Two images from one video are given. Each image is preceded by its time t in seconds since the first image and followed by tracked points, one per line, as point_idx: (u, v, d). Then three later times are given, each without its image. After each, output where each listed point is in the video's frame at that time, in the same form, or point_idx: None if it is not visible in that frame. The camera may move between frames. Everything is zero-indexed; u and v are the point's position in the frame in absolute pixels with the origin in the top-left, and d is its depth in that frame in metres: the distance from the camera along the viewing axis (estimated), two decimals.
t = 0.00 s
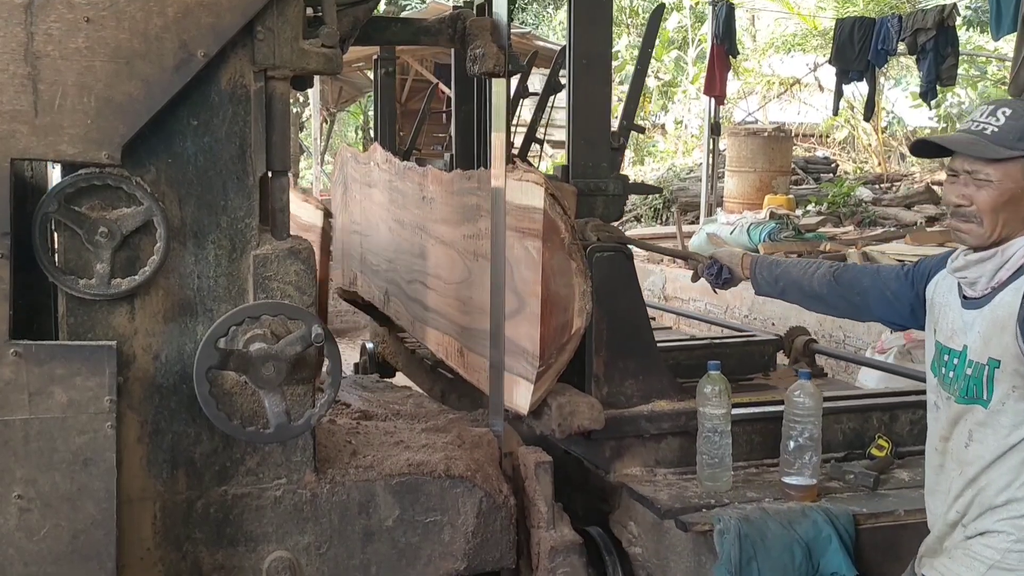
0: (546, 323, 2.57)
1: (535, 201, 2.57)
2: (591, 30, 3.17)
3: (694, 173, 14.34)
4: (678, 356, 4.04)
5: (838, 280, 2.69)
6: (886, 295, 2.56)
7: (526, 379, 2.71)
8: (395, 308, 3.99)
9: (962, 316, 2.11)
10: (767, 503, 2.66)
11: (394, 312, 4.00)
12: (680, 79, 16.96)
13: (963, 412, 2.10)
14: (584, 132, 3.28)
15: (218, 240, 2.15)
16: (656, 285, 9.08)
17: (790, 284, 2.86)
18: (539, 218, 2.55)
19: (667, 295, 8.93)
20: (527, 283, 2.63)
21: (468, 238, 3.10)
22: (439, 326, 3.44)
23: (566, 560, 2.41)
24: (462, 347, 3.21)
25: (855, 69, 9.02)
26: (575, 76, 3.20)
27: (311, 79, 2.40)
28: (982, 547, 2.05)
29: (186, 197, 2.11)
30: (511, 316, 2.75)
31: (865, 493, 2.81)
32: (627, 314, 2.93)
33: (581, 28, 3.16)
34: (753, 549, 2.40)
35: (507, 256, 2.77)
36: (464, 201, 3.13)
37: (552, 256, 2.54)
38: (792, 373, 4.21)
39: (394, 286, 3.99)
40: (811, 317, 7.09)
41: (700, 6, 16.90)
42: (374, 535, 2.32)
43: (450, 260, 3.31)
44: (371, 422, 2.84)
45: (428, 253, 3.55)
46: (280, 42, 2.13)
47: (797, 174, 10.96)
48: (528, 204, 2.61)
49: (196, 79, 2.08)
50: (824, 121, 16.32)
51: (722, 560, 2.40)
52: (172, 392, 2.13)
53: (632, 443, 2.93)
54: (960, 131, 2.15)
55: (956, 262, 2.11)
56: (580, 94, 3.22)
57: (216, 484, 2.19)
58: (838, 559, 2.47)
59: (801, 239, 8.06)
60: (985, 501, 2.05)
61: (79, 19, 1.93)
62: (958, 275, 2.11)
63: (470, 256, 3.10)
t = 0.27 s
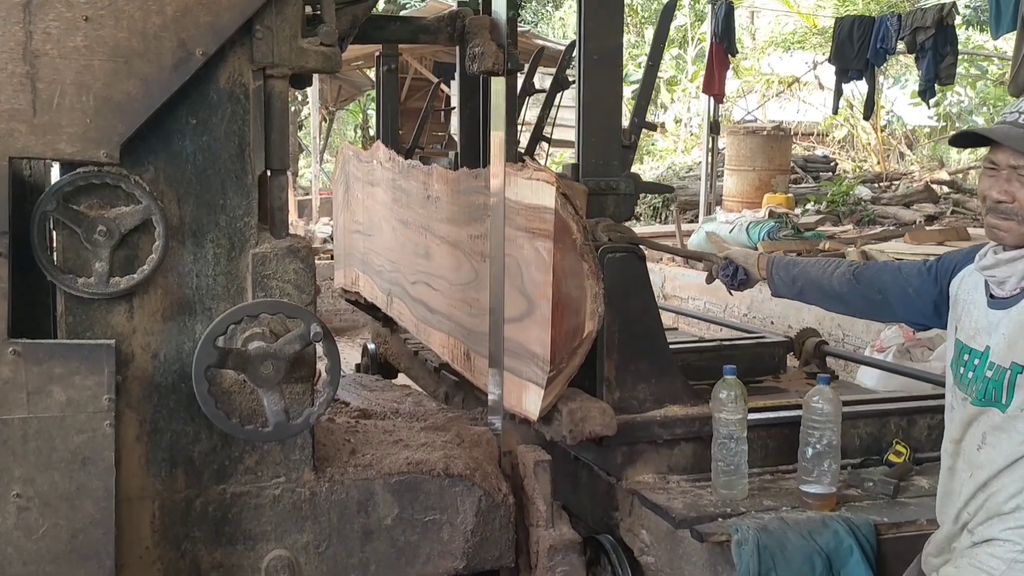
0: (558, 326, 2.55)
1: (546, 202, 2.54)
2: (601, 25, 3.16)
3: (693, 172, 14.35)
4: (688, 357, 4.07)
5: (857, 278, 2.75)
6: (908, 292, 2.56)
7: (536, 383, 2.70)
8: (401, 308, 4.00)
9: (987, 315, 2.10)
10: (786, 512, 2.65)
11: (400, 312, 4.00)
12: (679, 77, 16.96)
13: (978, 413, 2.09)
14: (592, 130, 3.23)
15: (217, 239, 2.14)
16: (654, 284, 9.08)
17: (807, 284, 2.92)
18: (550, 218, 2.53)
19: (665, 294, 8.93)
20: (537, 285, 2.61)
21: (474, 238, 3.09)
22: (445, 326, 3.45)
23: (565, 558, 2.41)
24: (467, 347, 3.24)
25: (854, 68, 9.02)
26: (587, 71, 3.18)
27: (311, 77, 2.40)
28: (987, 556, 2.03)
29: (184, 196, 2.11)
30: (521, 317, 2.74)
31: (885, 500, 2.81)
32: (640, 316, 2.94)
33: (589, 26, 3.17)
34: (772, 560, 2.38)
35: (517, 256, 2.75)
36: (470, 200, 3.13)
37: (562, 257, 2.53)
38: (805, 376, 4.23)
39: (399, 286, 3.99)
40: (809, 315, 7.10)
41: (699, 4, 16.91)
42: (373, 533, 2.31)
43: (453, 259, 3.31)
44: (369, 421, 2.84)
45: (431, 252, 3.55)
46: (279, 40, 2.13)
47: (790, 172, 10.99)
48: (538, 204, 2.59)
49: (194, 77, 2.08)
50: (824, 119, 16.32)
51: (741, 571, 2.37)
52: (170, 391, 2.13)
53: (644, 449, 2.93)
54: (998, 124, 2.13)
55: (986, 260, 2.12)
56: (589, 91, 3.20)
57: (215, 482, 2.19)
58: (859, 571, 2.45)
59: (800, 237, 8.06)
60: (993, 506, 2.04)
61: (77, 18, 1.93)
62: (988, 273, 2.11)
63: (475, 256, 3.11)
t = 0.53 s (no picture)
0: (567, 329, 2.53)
1: (554, 203, 2.51)
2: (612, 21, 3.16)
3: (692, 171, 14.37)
4: (695, 360, 4.11)
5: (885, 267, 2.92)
6: (942, 275, 2.75)
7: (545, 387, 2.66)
8: (405, 308, 4.01)
9: (1014, 295, 2.16)
10: (804, 521, 2.64)
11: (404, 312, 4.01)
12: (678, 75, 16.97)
13: (998, 394, 2.16)
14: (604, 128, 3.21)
15: (216, 237, 2.14)
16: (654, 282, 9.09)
17: (831, 277, 3.08)
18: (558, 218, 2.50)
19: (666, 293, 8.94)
20: (546, 287, 2.58)
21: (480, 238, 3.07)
22: (450, 327, 3.45)
23: (564, 557, 2.41)
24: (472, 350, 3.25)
25: (853, 66, 9.01)
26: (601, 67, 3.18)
27: (310, 76, 2.39)
28: (1000, 545, 2.07)
29: (183, 194, 2.11)
30: (528, 320, 2.71)
31: (904, 508, 2.82)
32: (651, 318, 2.91)
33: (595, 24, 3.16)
34: (791, 570, 2.38)
35: (525, 257, 2.72)
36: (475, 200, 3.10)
37: (573, 258, 2.50)
38: (814, 377, 4.25)
39: (403, 286, 4.00)
40: (807, 314, 7.10)
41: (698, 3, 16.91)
42: (372, 532, 2.31)
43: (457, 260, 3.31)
44: (368, 419, 2.84)
45: (434, 252, 3.55)
46: (277, 39, 2.12)
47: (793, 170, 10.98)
48: (546, 204, 2.56)
49: (193, 76, 2.07)
50: (823, 118, 16.33)
51: None
52: (169, 389, 2.13)
53: (655, 455, 2.92)
54: None
55: (1015, 238, 2.14)
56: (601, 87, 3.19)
57: (214, 481, 2.19)
58: None
59: (800, 236, 8.06)
60: (1007, 492, 2.10)
61: (76, 16, 1.93)
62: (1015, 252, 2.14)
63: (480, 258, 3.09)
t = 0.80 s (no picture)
0: (584, 335, 2.41)
1: (570, 201, 2.41)
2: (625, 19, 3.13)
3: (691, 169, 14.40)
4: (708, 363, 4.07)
5: (926, 270, 3.03)
6: (988, 276, 2.86)
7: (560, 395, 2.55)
8: (409, 309, 4.01)
9: None
10: (831, 536, 2.54)
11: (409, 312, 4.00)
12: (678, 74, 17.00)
13: None
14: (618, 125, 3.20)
15: (215, 237, 2.14)
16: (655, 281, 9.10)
17: (864, 280, 3.19)
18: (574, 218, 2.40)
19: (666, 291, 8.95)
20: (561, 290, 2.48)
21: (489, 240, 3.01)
22: (456, 327, 3.45)
23: (563, 555, 2.41)
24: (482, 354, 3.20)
25: (852, 65, 9.01)
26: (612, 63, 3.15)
27: (309, 75, 2.39)
28: None
29: (182, 193, 2.11)
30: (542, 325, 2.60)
31: (933, 520, 2.74)
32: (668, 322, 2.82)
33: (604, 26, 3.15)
34: None
35: (539, 259, 2.62)
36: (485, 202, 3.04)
37: (590, 261, 2.39)
38: (829, 380, 4.41)
39: (407, 286, 4.00)
40: (807, 312, 7.10)
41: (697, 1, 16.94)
42: (372, 531, 2.31)
43: (463, 261, 3.30)
44: (367, 418, 2.84)
45: (439, 253, 3.55)
46: (276, 38, 2.12)
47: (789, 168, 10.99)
48: (562, 203, 2.46)
49: (191, 75, 2.07)
50: (823, 116, 16.34)
51: None
52: (168, 388, 2.13)
53: (674, 465, 2.83)
54: None
55: None
56: (616, 84, 3.17)
57: (214, 480, 2.20)
58: None
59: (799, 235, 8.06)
60: None
61: (75, 15, 1.93)
62: None
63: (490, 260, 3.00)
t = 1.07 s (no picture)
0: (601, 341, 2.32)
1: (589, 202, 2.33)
2: (637, 13, 3.12)
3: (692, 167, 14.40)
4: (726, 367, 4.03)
5: (959, 265, 3.06)
6: None
7: (575, 404, 2.46)
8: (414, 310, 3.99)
9: None
10: (861, 551, 2.54)
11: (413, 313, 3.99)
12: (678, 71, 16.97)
13: None
14: (632, 123, 3.19)
15: (213, 235, 2.13)
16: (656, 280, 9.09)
17: (894, 277, 3.20)
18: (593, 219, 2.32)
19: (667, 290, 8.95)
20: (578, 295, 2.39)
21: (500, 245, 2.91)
22: (462, 328, 3.42)
23: (562, 555, 2.40)
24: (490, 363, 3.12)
25: (853, 62, 9.00)
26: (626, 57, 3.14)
27: (308, 72, 2.38)
28: None
29: (181, 191, 2.10)
30: (557, 332, 2.51)
31: (964, 533, 2.74)
32: (687, 325, 2.84)
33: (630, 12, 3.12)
34: None
35: (553, 263, 2.54)
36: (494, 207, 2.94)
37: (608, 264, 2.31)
38: (846, 385, 4.32)
39: (412, 286, 3.98)
40: (807, 311, 7.09)
41: None
42: (370, 531, 2.31)
43: (470, 261, 3.28)
44: (366, 417, 2.83)
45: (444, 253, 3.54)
46: (275, 34, 2.11)
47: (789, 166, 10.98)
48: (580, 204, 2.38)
49: (190, 72, 2.06)
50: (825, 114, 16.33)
51: None
52: (167, 387, 2.12)
53: (693, 475, 2.81)
54: None
55: None
56: (630, 80, 3.16)
57: (213, 479, 2.19)
58: None
59: (800, 233, 8.04)
60: None
61: (73, 12, 1.91)
62: None
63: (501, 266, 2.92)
